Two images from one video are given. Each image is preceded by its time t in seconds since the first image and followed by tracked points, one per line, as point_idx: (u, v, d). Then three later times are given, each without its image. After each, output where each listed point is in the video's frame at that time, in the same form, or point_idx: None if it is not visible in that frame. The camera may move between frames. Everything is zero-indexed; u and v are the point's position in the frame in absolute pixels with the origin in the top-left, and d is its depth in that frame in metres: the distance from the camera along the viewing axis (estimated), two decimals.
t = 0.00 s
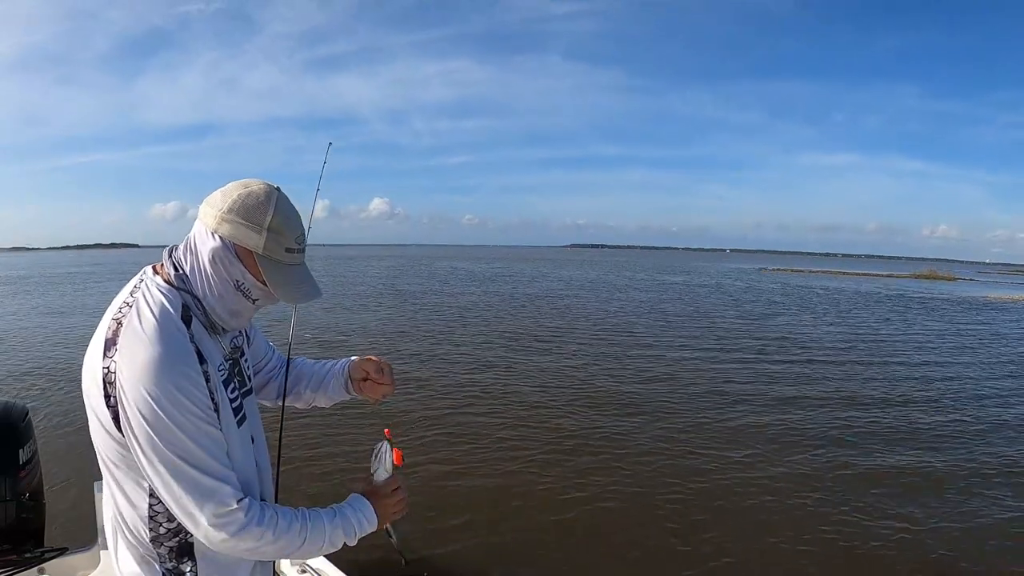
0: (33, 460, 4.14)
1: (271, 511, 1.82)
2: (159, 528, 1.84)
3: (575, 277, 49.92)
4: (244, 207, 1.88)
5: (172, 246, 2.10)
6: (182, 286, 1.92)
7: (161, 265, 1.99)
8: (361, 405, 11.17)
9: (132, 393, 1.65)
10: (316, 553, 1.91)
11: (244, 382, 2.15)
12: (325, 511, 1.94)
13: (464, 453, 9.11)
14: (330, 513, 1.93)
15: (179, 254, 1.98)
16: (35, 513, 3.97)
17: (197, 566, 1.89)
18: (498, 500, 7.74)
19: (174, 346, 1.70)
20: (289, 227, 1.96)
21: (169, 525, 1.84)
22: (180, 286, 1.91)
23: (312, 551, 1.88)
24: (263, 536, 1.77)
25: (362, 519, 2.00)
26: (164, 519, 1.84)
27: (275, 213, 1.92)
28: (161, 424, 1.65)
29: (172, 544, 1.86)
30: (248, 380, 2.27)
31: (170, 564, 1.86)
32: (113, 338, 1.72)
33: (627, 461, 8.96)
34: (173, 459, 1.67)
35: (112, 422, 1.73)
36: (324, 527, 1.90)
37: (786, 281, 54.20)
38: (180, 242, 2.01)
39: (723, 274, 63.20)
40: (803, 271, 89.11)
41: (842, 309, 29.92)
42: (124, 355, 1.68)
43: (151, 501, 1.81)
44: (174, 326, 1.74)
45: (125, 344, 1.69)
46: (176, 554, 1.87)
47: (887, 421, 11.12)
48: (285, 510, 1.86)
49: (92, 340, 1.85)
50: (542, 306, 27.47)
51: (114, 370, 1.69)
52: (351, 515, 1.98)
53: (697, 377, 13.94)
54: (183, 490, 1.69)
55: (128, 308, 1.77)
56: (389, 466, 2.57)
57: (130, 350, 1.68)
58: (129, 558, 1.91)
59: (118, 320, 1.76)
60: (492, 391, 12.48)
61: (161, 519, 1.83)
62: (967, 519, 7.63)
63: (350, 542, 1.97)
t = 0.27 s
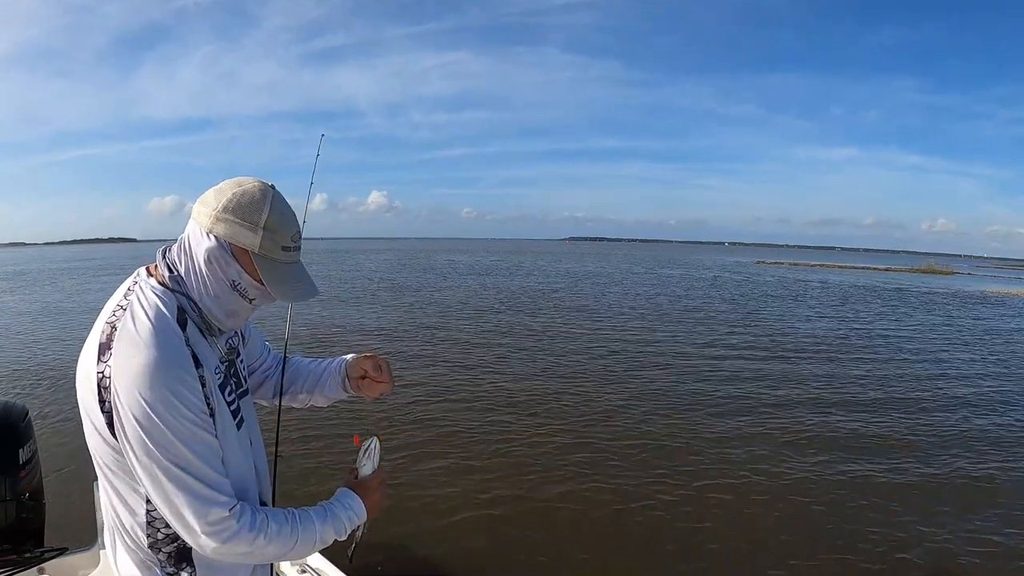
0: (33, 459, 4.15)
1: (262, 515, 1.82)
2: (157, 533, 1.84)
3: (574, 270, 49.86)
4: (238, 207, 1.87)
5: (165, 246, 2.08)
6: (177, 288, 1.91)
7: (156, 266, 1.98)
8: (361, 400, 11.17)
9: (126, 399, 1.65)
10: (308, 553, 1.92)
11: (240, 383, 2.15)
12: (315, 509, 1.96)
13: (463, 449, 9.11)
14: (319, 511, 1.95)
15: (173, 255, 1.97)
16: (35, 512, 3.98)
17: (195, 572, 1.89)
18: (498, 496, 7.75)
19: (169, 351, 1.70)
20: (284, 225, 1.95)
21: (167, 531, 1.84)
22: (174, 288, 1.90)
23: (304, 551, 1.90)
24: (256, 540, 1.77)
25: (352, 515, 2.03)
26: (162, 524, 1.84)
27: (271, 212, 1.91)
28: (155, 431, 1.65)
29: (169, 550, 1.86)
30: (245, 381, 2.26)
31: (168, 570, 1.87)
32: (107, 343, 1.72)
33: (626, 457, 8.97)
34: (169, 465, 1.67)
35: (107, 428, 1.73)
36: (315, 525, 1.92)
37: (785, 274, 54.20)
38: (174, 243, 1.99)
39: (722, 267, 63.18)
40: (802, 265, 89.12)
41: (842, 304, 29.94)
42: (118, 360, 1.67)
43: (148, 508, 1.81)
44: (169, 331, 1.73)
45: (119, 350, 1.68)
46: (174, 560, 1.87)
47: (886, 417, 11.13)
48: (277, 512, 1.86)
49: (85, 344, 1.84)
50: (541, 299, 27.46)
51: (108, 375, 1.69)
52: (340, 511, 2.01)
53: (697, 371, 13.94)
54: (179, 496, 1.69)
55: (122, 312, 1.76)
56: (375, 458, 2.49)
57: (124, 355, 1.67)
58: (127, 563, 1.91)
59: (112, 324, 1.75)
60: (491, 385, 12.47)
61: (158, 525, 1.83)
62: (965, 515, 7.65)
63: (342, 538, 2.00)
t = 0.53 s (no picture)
0: (33, 459, 4.15)
1: (260, 511, 1.83)
2: (157, 534, 1.84)
3: (574, 269, 49.85)
4: (237, 204, 1.87)
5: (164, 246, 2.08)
6: (174, 287, 1.90)
7: (154, 266, 1.97)
8: (360, 399, 11.17)
9: (126, 399, 1.65)
10: (305, 549, 1.93)
11: (238, 383, 2.15)
12: (312, 505, 1.96)
13: (463, 448, 9.10)
14: (317, 507, 1.95)
15: (171, 254, 1.97)
16: (35, 512, 3.98)
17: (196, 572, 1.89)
18: (497, 495, 7.75)
19: (168, 349, 1.70)
20: (282, 222, 1.95)
21: (167, 531, 1.84)
22: (173, 287, 1.90)
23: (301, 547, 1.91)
24: (254, 539, 1.77)
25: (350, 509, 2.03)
26: (162, 525, 1.84)
27: (269, 210, 1.91)
28: (154, 430, 1.65)
29: (169, 552, 1.86)
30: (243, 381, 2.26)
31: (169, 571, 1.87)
32: (106, 342, 1.72)
33: (625, 456, 8.97)
34: (168, 465, 1.67)
35: (106, 427, 1.73)
36: (313, 521, 1.92)
37: (783, 274, 54.25)
38: (172, 242, 1.99)
39: (721, 267, 63.21)
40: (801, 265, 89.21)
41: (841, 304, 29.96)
42: (117, 358, 1.67)
43: (148, 508, 1.81)
44: (168, 329, 1.73)
45: (118, 349, 1.68)
46: (174, 561, 1.87)
47: (885, 418, 11.15)
48: (274, 509, 1.86)
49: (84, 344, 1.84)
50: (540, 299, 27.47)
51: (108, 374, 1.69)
52: (339, 506, 2.01)
53: (696, 371, 13.95)
54: (179, 495, 1.69)
55: (121, 311, 1.76)
56: (374, 458, 2.48)
57: (123, 354, 1.67)
58: (127, 565, 1.92)
59: (111, 324, 1.75)
60: (491, 384, 12.47)
61: (158, 525, 1.83)
62: (964, 516, 7.65)
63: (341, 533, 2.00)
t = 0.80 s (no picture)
0: (33, 459, 4.14)
1: (259, 505, 1.81)
2: (159, 529, 1.83)
3: (573, 274, 49.87)
4: (235, 197, 1.87)
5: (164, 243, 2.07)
6: (177, 281, 1.91)
7: (155, 262, 1.97)
8: (359, 402, 11.16)
9: (127, 390, 1.64)
10: (306, 545, 1.90)
11: (240, 378, 2.14)
12: (314, 498, 1.93)
13: (462, 451, 9.10)
14: (317, 501, 1.93)
15: (172, 250, 1.97)
16: (35, 513, 3.96)
17: (198, 568, 1.89)
18: (497, 498, 7.74)
19: (170, 341, 1.69)
20: (279, 214, 1.96)
21: (169, 527, 1.83)
22: (174, 281, 1.90)
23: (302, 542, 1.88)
24: (252, 532, 1.76)
25: (354, 505, 2.00)
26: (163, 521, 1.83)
27: (266, 201, 1.92)
28: (155, 422, 1.64)
29: (172, 548, 1.85)
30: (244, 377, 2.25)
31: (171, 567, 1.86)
32: (109, 335, 1.72)
33: (625, 461, 8.96)
34: (169, 457, 1.66)
35: (109, 420, 1.72)
36: (313, 514, 1.90)
37: (783, 281, 54.28)
38: (173, 238, 1.99)
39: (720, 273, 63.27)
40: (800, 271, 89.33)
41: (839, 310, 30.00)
42: (120, 350, 1.67)
43: (150, 503, 1.81)
44: (170, 321, 1.73)
45: (121, 341, 1.68)
46: (176, 558, 1.86)
47: (884, 424, 11.15)
48: (273, 503, 1.85)
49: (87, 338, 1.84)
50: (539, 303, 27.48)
51: (110, 366, 1.69)
52: (341, 500, 1.97)
53: (696, 377, 13.95)
54: (179, 488, 1.68)
55: (124, 303, 1.76)
56: (385, 454, 2.51)
57: (126, 346, 1.67)
58: (130, 562, 1.91)
59: (114, 316, 1.75)
60: (490, 388, 12.46)
61: (160, 520, 1.83)
62: (964, 522, 7.65)
63: (342, 528, 1.97)
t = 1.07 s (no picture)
0: (33, 460, 4.13)
1: (259, 488, 1.80)
2: (163, 519, 1.83)
3: (573, 281, 49.93)
4: (235, 189, 1.90)
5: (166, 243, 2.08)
6: (182, 273, 1.92)
7: (158, 258, 1.97)
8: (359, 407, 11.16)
9: (131, 374, 1.64)
10: (307, 528, 1.89)
11: (244, 372, 2.14)
12: (313, 480, 1.93)
13: (462, 455, 9.09)
14: (318, 483, 1.92)
15: (176, 245, 1.98)
16: (35, 513, 3.95)
17: (202, 561, 1.87)
18: (498, 501, 7.73)
19: (175, 325, 1.70)
20: (279, 204, 1.99)
21: (173, 517, 1.83)
22: (179, 273, 1.91)
23: (303, 526, 1.87)
24: (252, 514, 1.75)
25: (355, 486, 1.99)
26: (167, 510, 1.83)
27: (265, 192, 1.94)
28: (158, 405, 1.63)
29: (175, 540, 1.84)
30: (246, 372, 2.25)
31: (175, 560, 1.85)
32: (114, 322, 1.72)
33: (625, 465, 8.96)
34: (172, 441, 1.65)
35: (113, 407, 1.72)
36: (313, 495, 1.89)
37: (782, 287, 54.35)
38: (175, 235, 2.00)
39: (719, 279, 63.40)
40: (799, 278, 89.44)
41: (837, 316, 30.10)
42: (125, 335, 1.67)
43: (154, 492, 1.80)
44: (173, 306, 1.73)
45: (126, 327, 1.68)
46: (180, 549, 1.85)
47: (883, 429, 11.17)
48: (274, 486, 1.84)
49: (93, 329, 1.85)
50: (538, 310, 27.52)
51: (115, 352, 1.69)
52: (342, 481, 1.97)
53: (695, 382, 13.96)
54: (182, 472, 1.67)
55: (129, 293, 1.77)
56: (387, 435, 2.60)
57: (131, 330, 1.67)
58: (134, 555, 1.90)
59: (120, 304, 1.76)
60: (489, 393, 12.48)
61: (164, 511, 1.82)
62: (964, 527, 7.66)
63: (343, 510, 1.97)
